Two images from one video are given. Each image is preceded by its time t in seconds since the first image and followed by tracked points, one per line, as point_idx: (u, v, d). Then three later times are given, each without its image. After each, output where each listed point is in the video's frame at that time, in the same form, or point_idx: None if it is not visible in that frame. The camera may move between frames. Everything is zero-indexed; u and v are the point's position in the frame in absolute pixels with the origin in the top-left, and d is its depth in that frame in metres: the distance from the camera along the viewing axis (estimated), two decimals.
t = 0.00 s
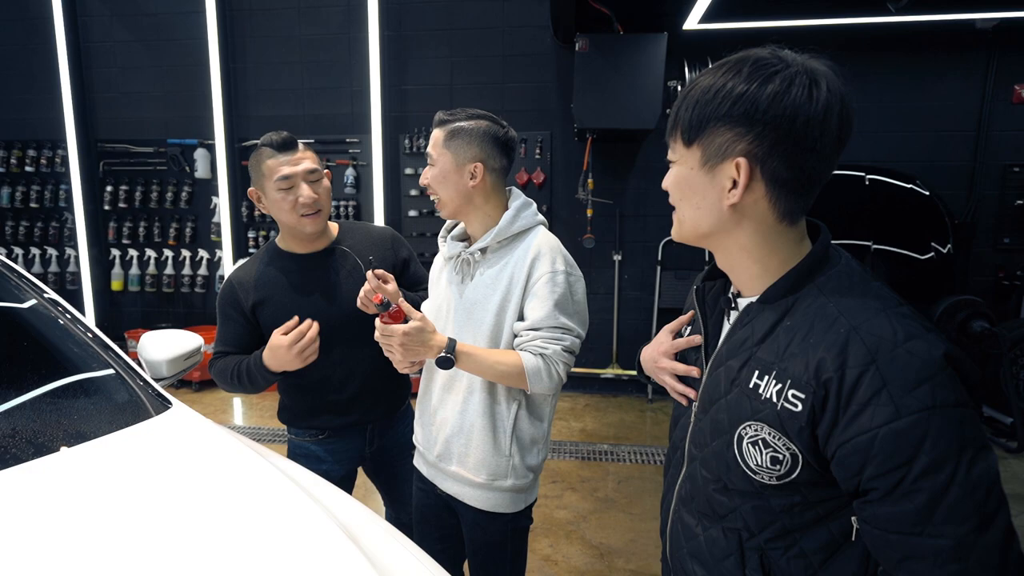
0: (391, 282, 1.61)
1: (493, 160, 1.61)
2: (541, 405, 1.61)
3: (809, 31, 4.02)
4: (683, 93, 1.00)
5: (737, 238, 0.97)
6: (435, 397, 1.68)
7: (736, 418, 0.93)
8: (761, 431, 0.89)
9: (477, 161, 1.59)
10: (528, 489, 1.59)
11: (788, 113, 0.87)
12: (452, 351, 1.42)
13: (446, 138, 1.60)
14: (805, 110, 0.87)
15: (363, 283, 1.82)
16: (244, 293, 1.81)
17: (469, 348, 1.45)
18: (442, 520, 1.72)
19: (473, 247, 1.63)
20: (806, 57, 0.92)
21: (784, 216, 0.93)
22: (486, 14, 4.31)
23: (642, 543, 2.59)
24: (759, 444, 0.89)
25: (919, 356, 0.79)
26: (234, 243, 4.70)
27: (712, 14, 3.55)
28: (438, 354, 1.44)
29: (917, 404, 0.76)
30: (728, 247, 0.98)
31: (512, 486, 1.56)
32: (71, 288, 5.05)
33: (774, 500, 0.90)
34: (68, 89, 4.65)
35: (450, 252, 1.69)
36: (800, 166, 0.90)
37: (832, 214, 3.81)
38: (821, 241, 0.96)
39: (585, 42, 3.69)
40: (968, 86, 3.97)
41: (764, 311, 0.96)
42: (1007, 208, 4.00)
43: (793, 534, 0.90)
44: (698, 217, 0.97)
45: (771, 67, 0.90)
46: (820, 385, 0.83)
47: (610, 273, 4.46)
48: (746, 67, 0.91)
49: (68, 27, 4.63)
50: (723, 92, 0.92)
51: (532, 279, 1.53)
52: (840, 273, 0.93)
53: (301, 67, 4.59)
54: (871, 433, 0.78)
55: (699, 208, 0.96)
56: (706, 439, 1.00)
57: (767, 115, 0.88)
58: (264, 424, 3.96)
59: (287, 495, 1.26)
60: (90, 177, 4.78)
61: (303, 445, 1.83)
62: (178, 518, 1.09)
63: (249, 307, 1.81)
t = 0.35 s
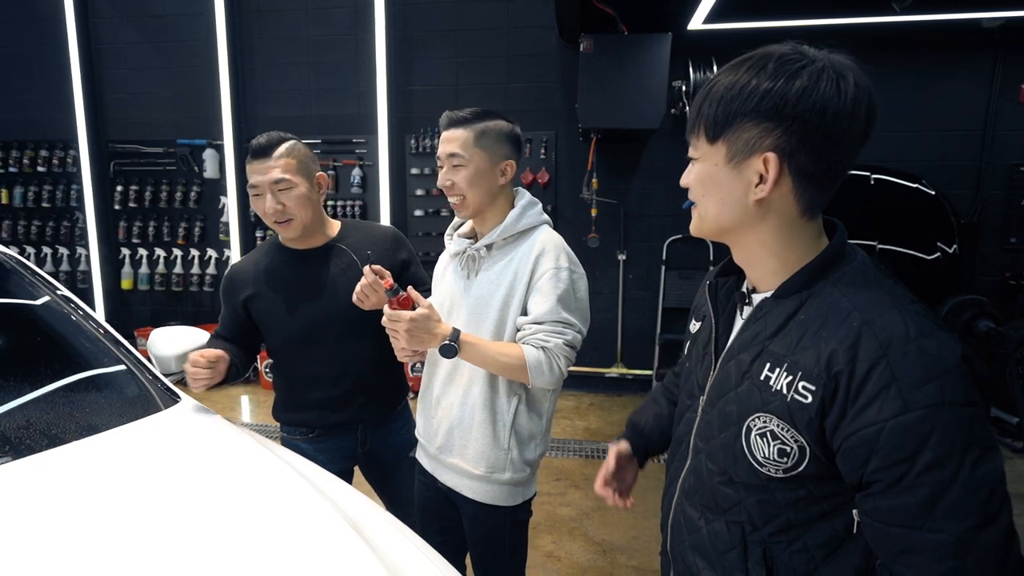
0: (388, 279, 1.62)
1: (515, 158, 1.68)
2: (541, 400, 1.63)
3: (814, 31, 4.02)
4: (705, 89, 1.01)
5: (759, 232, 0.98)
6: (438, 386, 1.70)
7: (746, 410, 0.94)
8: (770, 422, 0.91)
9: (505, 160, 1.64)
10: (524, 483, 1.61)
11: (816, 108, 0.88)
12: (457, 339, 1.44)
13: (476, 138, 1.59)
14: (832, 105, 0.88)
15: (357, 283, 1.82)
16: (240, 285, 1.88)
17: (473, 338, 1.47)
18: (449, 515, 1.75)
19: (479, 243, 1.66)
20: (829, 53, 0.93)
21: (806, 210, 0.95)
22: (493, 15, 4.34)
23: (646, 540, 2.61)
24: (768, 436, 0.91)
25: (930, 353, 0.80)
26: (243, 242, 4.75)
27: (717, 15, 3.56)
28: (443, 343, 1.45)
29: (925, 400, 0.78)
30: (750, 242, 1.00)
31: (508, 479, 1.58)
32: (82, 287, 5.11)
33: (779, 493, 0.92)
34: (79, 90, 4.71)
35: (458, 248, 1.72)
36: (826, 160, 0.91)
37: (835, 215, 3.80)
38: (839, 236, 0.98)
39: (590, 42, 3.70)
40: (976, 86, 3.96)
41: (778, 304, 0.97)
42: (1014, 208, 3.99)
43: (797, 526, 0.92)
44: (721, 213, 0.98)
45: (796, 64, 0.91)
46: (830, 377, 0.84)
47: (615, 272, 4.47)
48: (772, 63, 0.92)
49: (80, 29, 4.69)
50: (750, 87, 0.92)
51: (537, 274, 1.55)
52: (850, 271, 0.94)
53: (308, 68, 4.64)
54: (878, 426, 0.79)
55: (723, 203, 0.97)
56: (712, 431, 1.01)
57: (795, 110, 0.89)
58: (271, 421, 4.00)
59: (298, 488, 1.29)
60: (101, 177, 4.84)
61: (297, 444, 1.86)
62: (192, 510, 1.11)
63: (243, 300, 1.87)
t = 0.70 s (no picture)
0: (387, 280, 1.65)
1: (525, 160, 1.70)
2: (548, 394, 1.66)
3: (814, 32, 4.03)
4: (703, 91, 1.02)
5: (759, 230, 0.99)
6: (442, 386, 1.70)
7: (741, 403, 0.96)
8: (765, 414, 0.92)
9: (518, 162, 1.66)
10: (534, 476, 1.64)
11: (814, 107, 0.90)
12: (472, 334, 1.44)
13: (495, 137, 1.60)
14: (830, 103, 0.90)
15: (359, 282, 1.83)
16: (249, 280, 1.90)
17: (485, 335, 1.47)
18: (449, 512, 1.76)
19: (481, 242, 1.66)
20: (822, 53, 0.96)
21: (802, 207, 0.97)
22: (494, 16, 4.36)
23: (646, 539, 2.62)
24: (763, 427, 0.92)
25: (923, 344, 0.82)
26: (245, 243, 4.77)
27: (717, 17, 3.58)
28: (456, 340, 1.45)
29: (917, 389, 0.79)
30: (750, 240, 1.01)
31: (521, 473, 1.60)
32: (86, 287, 5.13)
33: (774, 487, 0.93)
34: (83, 92, 4.74)
35: (457, 250, 1.71)
36: (823, 157, 0.93)
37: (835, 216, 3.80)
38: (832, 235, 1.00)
39: (591, 43, 3.71)
40: (976, 87, 3.97)
41: (773, 299, 0.98)
42: (1014, 209, 4.00)
43: (792, 520, 0.93)
44: (723, 211, 0.99)
45: (793, 64, 0.93)
46: (825, 367, 0.86)
47: (615, 273, 4.48)
48: (769, 64, 0.94)
49: (85, 31, 4.72)
50: (749, 87, 0.94)
51: (542, 272, 1.58)
52: (843, 267, 0.96)
53: (310, 69, 4.66)
54: (873, 414, 0.81)
55: (725, 202, 0.98)
56: (708, 425, 1.02)
57: (794, 109, 0.90)
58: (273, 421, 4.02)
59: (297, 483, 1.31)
60: (105, 178, 4.87)
61: (298, 437, 1.89)
62: (192, 503, 1.14)
63: (251, 296, 1.89)
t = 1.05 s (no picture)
0: (401, 287, 1.68)
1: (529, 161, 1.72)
2: (558, 391, 1.67)
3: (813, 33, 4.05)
4: (683, 98, 1.04)
5: (739, 229, 1.01)
6: (452, 386, 1.71)
7: (715, 394, 0.97)
8: (736, 404, 0.94)
9: (522, 161, 1.68)
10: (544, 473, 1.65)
11: (785, 111, 0.91)
12: (484, 341, 1.47)
13: (500, 138, 1.62)
14: (800, 106, 0.91)
15: (374, 286, 1.85)
16: (262, 277, 1.91)
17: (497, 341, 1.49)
18: (443, 507, 1.78)
19: (488, 243, 1.67)
20: (796, 58, 0.96)
21: (781, 206, 0.98)
22: (494, 18, 4.38)
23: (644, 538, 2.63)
24: (733, 417, 0.94)
25: (879, 340, 0.82)
26: (247, 244, 4.80)
27: (716, 19, 3.60)
28: (470, 347, 1.47)
29: (870, 381, 0.80)
30: (732, 239, 1.03)
31: (532, 470, 1.62)
32: (89, 288, 5.16)
33: (747, 476, 0.94)
34: (87, 94, 4.77)
35: (464, 251, 1.71)
36: (798, 159, 0.94)
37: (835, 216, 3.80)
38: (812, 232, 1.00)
39: (591, 45, 3.73)
40: (975, 88, 3.98)
41: (751, 295, 1.00)
42: (1014, 211, 4.00)
43: (763, 509, 0.94)
44: (704, 212, 1.01)
45: (765, 69, 0.94)
46: (787, 360, 0.87)
47: (616, 274, 4.50)
48: (742, 71, 0.96)
49: (88, 34, 4.76)
50: (723, 93, 0.96)
51: (552, 270, 1.59)
52: (813, 264, 0.97)
53: (312, 72, 4.69)
54: (827, 405, 0.82)
55: (705, 203, 1.00)
56: (687, 416, 1.04)
57: (765, 113, 0.92)
58: (275, 421, 4.04)
59: (290, 479, 1.32)
60: (108, 179, 4.90)
61: (308, 434, 1.89)
62: (168, 496, 1.15)
63: (263, 292, 1.91)
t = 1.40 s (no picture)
0: (397, 287, 1.72)
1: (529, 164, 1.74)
2: (559, 391, 1.68)
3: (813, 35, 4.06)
4: (671, 103, 1.06)
5: (724, 233, 1.02)
6: (455, 386, 1.73)
7: (701, 393, 0.98)
8: (721, 403, 0.95)
9: (523, 164, 1.70)
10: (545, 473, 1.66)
11: (767, 118, 0.93)
12: (482, 344, 1.47)
13: (500, 143, 1.63)
14: (783, 114, 0.93)
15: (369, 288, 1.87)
16: (260, 280, 1.93)
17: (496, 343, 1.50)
18: (439, 506, 1.79)
19: (489, 245, 1.69)
20: (781, 67, 0.98)
21: (765, 210, 0.99)
22: (495, 21, 4.40)
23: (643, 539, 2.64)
24: (719, 416, 0.95)
25: (861, 341, 0.84)
26: (248, 245, 4.82)
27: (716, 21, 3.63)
28: (468, 349, 1.48)
29: (851, 380, 0.82)
30: (717, 242, 1.04)
31: (534, 469, 1.63)
32: (90, 289, 5.17)
33: (733, 473, 0.96)
34: (90, 97, 4.79)
35: (466, 254, 1.73)
36: (781, 165, 0.95)
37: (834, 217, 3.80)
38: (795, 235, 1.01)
39: (591, 48, 3.76)
40: (973, 91, 3.99)
41: (737, 296, 1.01)
42: (1013, 213, 4.02)
43: (747, 506, 0.96)
44: (690, 215, 1.02)
45: (750, 78, 0.96)
46: (771, 360, 0.89)
47: (615, 275, 4.51)
48: (728, 78, 0.97)
49: (90, 36, 4.79)
50: (709, 99, 0.97)
51: (551, 270, 1.60)
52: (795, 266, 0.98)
53: (313, 74, 4.71)
54: (810, 403, 0.84)
55: (691, 206, 1.01)
56: (673, 415, 1.05)
57: (748, 120, 0.93)
58: (275, 422, 4.05)
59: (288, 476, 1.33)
60: (109, 181, 4.92)
61: (313, 438, 1.90)
62: (167, 493, 1.17)
63: (262, 294, 1.92)
